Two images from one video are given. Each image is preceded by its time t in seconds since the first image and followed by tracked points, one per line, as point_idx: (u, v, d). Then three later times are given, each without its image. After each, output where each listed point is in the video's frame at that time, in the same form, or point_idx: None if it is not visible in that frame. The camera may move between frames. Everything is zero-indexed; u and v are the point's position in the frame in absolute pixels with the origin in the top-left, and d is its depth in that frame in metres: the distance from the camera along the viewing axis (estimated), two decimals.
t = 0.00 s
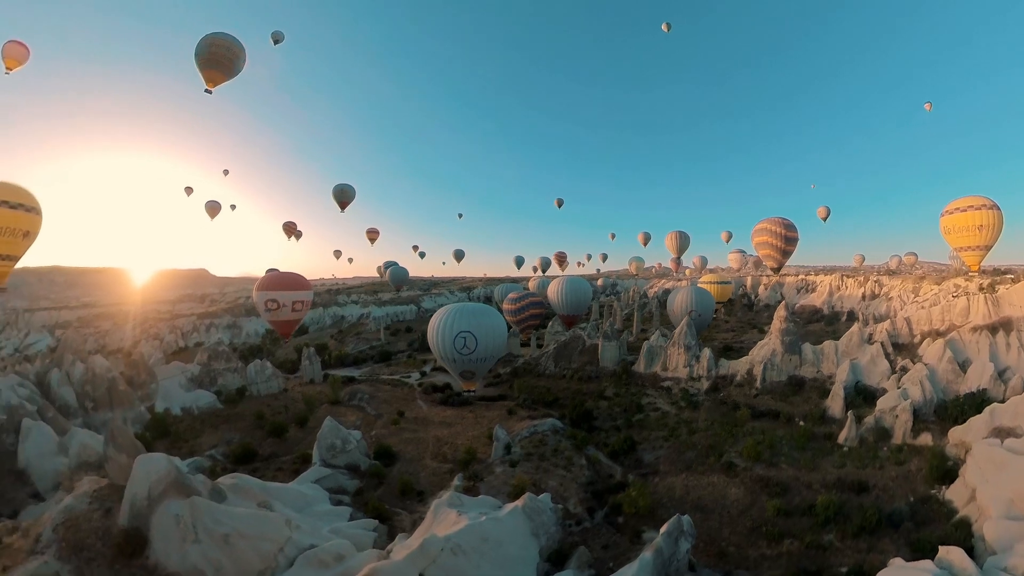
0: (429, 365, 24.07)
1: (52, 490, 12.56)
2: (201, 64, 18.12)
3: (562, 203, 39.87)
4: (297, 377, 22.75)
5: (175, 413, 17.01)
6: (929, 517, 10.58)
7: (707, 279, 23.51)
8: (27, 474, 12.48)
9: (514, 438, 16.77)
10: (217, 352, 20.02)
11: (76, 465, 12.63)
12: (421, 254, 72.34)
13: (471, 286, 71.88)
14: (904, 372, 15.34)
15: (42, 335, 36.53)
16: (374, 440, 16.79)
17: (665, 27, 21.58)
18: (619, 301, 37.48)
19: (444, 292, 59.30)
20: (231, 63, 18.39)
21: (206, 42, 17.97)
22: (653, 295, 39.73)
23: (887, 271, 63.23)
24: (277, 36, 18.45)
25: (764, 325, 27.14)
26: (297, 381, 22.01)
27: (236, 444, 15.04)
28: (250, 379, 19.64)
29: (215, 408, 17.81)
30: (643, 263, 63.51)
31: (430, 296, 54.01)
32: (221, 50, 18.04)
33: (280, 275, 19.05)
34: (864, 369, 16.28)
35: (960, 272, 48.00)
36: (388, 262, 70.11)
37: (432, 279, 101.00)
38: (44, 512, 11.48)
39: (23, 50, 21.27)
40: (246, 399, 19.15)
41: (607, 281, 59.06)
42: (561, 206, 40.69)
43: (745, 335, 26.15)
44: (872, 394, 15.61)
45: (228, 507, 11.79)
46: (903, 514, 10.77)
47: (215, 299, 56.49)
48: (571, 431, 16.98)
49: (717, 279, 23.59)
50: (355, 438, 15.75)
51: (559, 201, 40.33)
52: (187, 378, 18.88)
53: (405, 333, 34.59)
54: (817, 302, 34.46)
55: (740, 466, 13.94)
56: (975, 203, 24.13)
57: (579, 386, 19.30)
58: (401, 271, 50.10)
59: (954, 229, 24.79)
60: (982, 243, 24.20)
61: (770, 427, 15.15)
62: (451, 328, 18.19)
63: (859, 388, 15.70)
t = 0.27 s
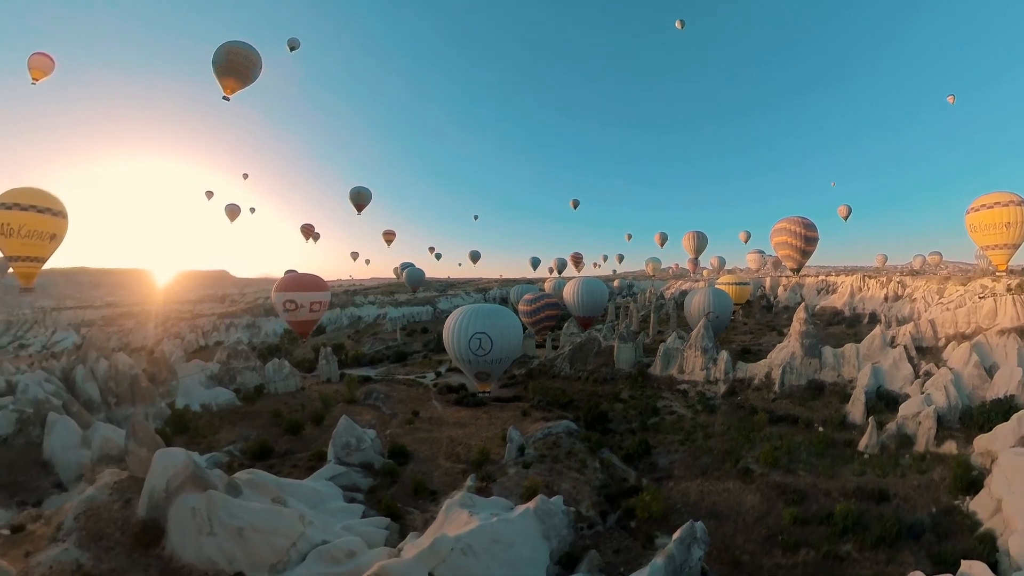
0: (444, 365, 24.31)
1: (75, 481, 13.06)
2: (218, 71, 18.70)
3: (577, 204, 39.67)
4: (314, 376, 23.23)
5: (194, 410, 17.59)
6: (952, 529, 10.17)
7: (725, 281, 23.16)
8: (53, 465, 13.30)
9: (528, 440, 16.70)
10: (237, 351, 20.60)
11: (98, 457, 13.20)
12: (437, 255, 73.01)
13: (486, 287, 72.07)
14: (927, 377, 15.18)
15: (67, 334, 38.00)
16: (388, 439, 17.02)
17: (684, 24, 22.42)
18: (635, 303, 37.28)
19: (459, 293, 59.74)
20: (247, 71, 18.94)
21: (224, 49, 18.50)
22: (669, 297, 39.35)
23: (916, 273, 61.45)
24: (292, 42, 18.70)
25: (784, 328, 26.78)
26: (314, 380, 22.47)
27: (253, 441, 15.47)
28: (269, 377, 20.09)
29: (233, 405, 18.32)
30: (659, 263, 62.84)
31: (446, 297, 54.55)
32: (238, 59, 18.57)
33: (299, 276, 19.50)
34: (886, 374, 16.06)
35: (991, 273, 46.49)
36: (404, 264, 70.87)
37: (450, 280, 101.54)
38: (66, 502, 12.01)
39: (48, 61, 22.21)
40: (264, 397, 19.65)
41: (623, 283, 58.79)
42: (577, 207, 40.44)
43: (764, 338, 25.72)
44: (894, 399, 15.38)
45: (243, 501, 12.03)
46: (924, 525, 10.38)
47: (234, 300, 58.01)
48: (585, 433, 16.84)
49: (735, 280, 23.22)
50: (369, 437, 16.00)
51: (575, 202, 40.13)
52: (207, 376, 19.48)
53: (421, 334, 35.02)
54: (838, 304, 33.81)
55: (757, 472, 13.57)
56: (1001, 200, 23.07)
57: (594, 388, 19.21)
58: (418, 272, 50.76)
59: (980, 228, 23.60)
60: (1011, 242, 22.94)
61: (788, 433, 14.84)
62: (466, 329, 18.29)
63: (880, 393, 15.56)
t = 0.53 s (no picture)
0: (459, 366, 24.49)
1: (98, 472, 13.69)
2: (236, 78, 19.27)
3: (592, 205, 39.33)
4: (331, 375, 23.68)
5: (213, 406, 18.16)
6: (975, 541, 10.00)
7: (743, 281, 22.72)
8: (76, 457, 13.93)
9: (541, 441, 16.60)
10: (255, 349, 21.15)
11: (120, 450, 13.87)
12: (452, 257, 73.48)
13: (502, 288, 72.11)
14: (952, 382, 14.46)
15: (93, 334, 39.57)
16: (402, 438, 17.22)
17: (694, 18, 21.63)
18: (651, 304, 36.90)
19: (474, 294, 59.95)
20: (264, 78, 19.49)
21: (241, 57, 19.05)
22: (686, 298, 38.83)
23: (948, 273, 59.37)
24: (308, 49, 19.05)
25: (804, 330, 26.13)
26: (330, 379, 22.90)
27: (269, 438, 15.87)
28: (286, 375, 20.67)
29: (251, 402, 18.82)
30: (677, 264, 62.03)
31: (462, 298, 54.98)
32: (256, 67, 19.13)
33: (316, 277, 19.90)
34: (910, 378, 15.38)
35: None
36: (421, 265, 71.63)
37: (467, 281, 101.87)
38: (88, 492, 12.58)
39: (72, 71, 23.36)
40: (281, 395, 20.13)
41: (639, 283, 58.29)
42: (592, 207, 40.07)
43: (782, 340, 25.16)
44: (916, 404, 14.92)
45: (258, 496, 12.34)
46: (946, 537, 10.10)
47: (254, 300, 59.47)
48: (599, 436, 16.67)
49: (753, 281, 22.75)
50: (384, 436, 16.22)
51: (590, 203, 39.75)
52: (227, 374, 20.06)
53: (437, 334, 35.37)
54: (859, 305, 32.97)
55: (774, 478, 13.19)
56: None
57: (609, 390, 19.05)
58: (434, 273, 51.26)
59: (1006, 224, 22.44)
60: None
61: (807, 438, 14.47)
62: (481, 330, 18.34)
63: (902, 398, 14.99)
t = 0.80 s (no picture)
0: (474, 367, 24.65)
1: (119, 465, 14.27)
2: (253, 85, 19.83)
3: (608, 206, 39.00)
4: (348, 375, 24.08)
5: (232, 403, 18.67)
6: (1001, 555, 9.62)
7: (762, 283, 22.29)
8: (98, 450, 14.63)
9: (555, 443, 16.48)
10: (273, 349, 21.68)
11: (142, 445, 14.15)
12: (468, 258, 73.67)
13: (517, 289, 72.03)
14: (978, 387, 14.20)
15: (117, 333, 40.99)
16: (417, 438, 17.40)
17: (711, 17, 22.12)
18: (669, 305, 36.47)
19: (491, 295, 60.20)
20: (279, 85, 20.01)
21: (259, 65, 19.60)
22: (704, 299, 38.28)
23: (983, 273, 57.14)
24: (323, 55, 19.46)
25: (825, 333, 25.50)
26: (347, 378, 23.30)
27: (286, 436, 16.27)
28: (304, 374, 21.15)
29: (269, 401, 19.30)
30: (695, 264, 61.07)
31: (478, 299, 55.25)
32: (273, 74, 19.67)
33: (334, 278, 20.28)
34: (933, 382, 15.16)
35: None
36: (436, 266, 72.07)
37: (485, 283, 101.96)
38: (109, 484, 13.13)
39: (96, 80, 24.47)
40: (299, 393, 20.59)
41: (656, 284, 57.69)
42: (608, 208, 39.50)
43: (803, 343, 24.63)
44: (940, 410, 14.55)
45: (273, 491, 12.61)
46: (969, 550, 9.73)
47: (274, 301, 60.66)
48: (614, 439, 16.48)
49: (773, 282, 22.32)
50: (399, 436, 16.43)
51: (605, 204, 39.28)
52: (246, 373, 20.61)
53: (453, 335, 35.66)
54: (881, 307, 32.10)
55: (792, 485, 12.79)
56: None
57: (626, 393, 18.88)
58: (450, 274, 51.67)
59: None
60: None
61: (826, 445, 14.09)
62: (497, 331, 18.37)
63: (926, 403, 14.68)
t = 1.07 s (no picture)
0: (489, 368, 24.74)
1: (140, 460, 14.77)
2: (268, 91, 20.41)
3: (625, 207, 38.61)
4: (364, 375, 24.45)
5: (250, 402, 19.17)
6: None
7: (782, 284, 21.82)
8: (121, 445, 15.25)
9: (570, 445, 16.32)
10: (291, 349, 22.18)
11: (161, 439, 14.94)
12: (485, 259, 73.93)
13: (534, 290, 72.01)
14: (1006, 393, 13.61)
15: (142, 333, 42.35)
16: (431, 438, 17.55)
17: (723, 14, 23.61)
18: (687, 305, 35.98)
19: (508, 296, 60.37)
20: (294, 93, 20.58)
21: (275, 72, 20.20)
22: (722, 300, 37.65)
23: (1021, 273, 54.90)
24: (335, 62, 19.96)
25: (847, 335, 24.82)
26: (364, 378, 23.66)
27: (302, 434, 16.61)
28: (320, 374, 21.57)
29: (286, 399, 19.73)
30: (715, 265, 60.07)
31: (495, 300, 55.48)
32: (287, 81, 20.23)
33: (351, 280, 20.61)
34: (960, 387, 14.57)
35: None
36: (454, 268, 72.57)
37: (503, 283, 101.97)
38: (130, 478, 13.69)
39: (118, 89, 25.56)
40: (316, 392, 21.01)
41: (674, 285, 57.08)
42: (626, 208, 38.78)
43: (824, 346, 24.02)
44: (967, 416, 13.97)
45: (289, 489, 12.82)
46: (995, 564, 9.31)
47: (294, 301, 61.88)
48: (630, 442, 16.25)
49: (792, 283, 21.83)
50: (414, 436, 16.58)
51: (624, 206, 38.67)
52: (264, 372, 21.12)
53: (470, 335, 35.90)
54: (906, 308, 31.17)
55: (810, 493, 12.39)
56: None
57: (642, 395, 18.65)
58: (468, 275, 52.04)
59: None
60: None
61: (846, 452, 13.65)
62: (512, 332, 18.39)
63: (953, 410, 14.07)
